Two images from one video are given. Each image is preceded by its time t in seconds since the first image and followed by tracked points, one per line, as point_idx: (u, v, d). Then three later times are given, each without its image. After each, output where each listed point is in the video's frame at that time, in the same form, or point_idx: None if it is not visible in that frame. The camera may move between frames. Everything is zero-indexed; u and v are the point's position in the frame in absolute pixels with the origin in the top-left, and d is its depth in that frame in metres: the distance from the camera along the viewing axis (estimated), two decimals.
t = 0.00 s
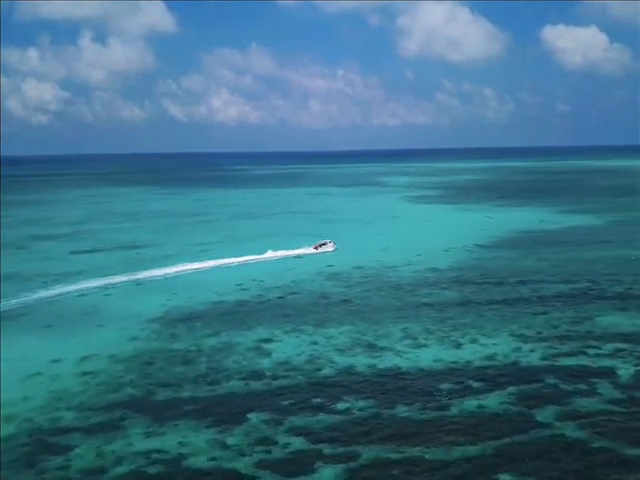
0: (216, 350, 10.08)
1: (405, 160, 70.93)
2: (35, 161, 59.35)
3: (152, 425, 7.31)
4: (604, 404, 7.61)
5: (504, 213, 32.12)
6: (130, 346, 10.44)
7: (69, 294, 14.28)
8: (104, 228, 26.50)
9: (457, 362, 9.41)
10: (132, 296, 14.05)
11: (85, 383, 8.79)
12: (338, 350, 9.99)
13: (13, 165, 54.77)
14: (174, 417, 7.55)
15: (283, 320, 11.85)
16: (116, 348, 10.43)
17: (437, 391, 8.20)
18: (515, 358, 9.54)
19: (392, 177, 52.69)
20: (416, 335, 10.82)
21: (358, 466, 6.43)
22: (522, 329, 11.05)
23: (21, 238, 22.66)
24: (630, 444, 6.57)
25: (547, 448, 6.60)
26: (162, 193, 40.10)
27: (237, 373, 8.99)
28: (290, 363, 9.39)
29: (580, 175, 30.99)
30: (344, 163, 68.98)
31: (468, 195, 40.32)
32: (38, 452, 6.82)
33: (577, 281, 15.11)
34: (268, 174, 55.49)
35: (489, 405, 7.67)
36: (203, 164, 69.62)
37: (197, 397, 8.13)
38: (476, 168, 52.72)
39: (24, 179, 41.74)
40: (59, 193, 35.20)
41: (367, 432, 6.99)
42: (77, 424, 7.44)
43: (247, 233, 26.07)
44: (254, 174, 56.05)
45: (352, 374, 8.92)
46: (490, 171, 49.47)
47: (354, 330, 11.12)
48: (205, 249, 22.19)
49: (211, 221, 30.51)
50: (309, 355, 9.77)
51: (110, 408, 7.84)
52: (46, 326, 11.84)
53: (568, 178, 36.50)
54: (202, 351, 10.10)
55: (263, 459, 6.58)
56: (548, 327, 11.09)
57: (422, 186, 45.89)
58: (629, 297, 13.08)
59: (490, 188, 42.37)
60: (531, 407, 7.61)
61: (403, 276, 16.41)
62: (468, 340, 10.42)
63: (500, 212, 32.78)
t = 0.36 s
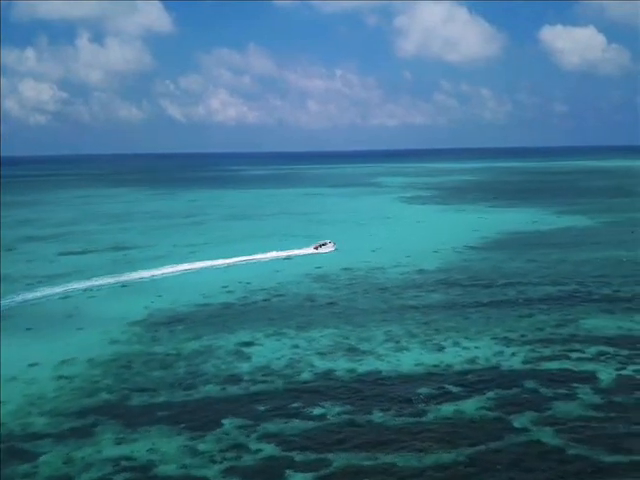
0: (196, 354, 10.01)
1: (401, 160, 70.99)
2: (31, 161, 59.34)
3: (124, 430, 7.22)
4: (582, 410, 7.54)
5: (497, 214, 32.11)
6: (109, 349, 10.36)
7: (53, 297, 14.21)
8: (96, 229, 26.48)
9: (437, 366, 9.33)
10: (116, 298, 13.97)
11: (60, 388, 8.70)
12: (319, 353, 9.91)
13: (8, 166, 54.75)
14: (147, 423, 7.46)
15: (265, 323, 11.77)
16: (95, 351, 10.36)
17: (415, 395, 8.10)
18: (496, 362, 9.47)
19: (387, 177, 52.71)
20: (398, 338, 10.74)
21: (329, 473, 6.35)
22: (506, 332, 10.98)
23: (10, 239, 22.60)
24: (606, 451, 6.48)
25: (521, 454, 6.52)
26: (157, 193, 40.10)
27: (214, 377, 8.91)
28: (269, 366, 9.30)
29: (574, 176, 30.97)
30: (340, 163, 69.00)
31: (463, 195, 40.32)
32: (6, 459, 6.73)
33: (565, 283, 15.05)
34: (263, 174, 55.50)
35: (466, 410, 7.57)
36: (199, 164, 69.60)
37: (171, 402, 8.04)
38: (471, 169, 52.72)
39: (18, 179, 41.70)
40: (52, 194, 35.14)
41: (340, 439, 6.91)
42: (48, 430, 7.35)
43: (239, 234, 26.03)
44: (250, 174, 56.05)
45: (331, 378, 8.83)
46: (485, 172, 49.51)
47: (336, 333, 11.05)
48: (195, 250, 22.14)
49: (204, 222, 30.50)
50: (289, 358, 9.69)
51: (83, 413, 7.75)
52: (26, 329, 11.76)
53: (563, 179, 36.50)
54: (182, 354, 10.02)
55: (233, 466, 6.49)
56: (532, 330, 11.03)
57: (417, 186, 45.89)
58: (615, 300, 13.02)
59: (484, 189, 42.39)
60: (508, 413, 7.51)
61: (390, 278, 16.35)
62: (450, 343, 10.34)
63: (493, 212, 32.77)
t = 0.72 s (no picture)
0: (175, 357, 9.92)
1: (397, 160, 71.00)
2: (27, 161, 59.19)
3: (94, 435, 7.14)
4: (558, 414, 7.47)
5: (490, 214, 32.08)
6: (88, 353, 10.26)
7: (36, 299, 14.11)
8: (88, 229, 26.40)
9: (416, 369, 9.26)
10: (99, 301, 13.88)
11: (34, 391, 8.62)
12: (298, 356, 9.83)
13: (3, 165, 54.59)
14: (119, 428, 7.38)
15: (247, 325, 11.69)
16: (73, 354, 10.28)
17: (391, 399, 8.02)
18: (476, 365, 9.40)
19: (383, 177, 52.66)
20: (379, 340, 10.66)
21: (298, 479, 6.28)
22: (488, 334, 10.91)
23: None
24: (580, 458, 6.42)
25: (493, 461, 6.46)
26: (151, 193, 40.01)
27: (191, 381, 8.82)
28: (247, 370, 9.22)
29: (567, 176, 30.93)
30: (336, 163, 68.98)
31: (457, 195, 40.27)
32: None
33: (552, 285, 15.00)
34: (259, 174, 55.47)
35: (442, 414, 7.49)
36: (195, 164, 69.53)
37: (145, 407, 7.96)
38: (467, 169, 52.66)
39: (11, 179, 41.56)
40: (45, 194, 35.01)
41: (312, 444, 6.83)
42: (18, 435, 7.26)
43: (230, 234, 25.95)
44: (246, 174, 56.00)
45: (308, 381, 8.76)
46: (480, 172, 49.50)
47: (318, 336, 10.96)
48: (185, 251, 22.07)
49: (197, 223, 30.41)
50: (268, 361, 9.61)
51: (54, 417, 7.68)
52: (6, 331, 11.67)
53: (557, 179, 36.50)
54: (160, 358, 9.93)
55: (202, 472, 6.41)
56: (514, 333, 10.96)
57: (412, 186, 45.82)
58: (601, 303, 12.96)
59: (479, 189, 42.35)
60: (484, 417, 7.44)
61: (377, 279, 16.29)
62: (432, 346, 10.27)
63: (487, 212, 32.74)
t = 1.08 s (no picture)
0: (155, 360, 9.83)
1: (394, 160, 70.97)
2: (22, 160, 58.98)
3: (68, 441, 7.09)
4: (539, 419, 7.40)
5: (484, 214, 32.03)
6: (68, 357, 10.18)
7: (21, 301, 14.02)
8: (81, 229, 26.31)
9: (399, 372, 9.18)
10: (84, 303, 13.79)
11: (11, 395, 8.53)
12: (280, 359, 9.75)
13: None
14: (93, 432, 7.31)
15: (231, 327, 11.60)
16: (54, 357, 10.20)
17: (370, 404, 7.95)
18: (459, 368, 9.31)
19: (379, 178, 52.57)
20: (363, 343, 10.58)
21: None
22: (473, 337, 10.83)
23: None
24: (556, 464, 6.38)
25: (469, 467, 6.40)
26: (146, 193, 39.89)
27: (170, 385, 8.74)
28: (228, 374, 9.14)
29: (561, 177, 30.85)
30: (333, 163, 68.88)
31: (452, 195, 40.21)
32: None
33: (540, 287, 14.94)
34: (255, 174, 55.35)
35: (420, 419, 7.42)
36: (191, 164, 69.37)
37: (121, 411, 7.89)
38: (464, 169, 52.55)
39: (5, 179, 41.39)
40: (38, 194, 34.86)
41: (287, 449, 6.77)
42: None
43: (222, 235, 25.85)
44: (242, 174, 55.89)
45: (288, 385, 8.68)
46: (475, 172, 49.44)
47: (302, 338, 10.88)
48: (176, 252, 21.96)
49: (190, 224, 30.30)
50: (250, 364, 9.53)
51: (29, 422, 7.61)
52: None
53: (551, 180, 36.47)
54: (141, 361, 9.84)
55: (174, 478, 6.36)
56: (500, 335, 10.89)
57: (407, 186, 45.73)
58: (588, 306, 12.89)
59: (474, 189, 42.30)
60: (462, 421, 7.37)
61: (366, 281, 16.23)
62: (416, 349, 10.20)
63: (480, 213, 32.70)
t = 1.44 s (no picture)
0: (133, 363, 9.74)
1: (390, 160, 70.74)
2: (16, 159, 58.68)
3: (37, 447, 7.11)
4: (515, 424, 7.32)
5: (477, 215, 31.88)
6: (46, 359, 10.08)
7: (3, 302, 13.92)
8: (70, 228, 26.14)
9: (378, 376, 9.09)
10: (67, 305, 13.69)
11: None
12: (259, 362, 9.64)
13: None
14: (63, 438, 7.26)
15: (212, 330, 11.51)
16: (31, 360, 10.09)
17: (347, 409, 7.86)
18: (439, 371, 9.22)
19: (374, 178, 52.35)
20: (344, 346, 10.49)
21: None
22: (456, 340, 10.74)
23: None
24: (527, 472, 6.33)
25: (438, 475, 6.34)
26: (138, 192, 39.72)
27: (146, 389, 8.65)
28: (205, 377, 9.05)
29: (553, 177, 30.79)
30: (329, 163, 68.64)
31: (446, 195, 40.05)
32: None
33: (527, 289, 14.84)
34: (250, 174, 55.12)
35: (395, 424, 7.35)
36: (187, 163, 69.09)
37: (94, 416, 7.80)
38: (458, 168, 52.47)
39: None
40: (29, 193, 34.67)
41: (257, 457, 6.72)
42: None
43: (212, 236, 25.69)
44: (237, 174, 55.66)
45: (265, 388, 8.58)
46: (470, 172, 49.24)
47: (283, 341, 10.78)
48: (165, 253, 21.82)
49: (181, 224, 30.16)
50: (228, 368, 9.43)
51: None
52: None
53: (545, 180, 36.30)
54: (119, 364, 9.75)
55: None
56: (482, 338, 10.80)
57: (402, 187, 45.55)
58: (573, 308, 12.81)
59: (468, 188, 42.13)
60: (437, 427, 7.29)
61: (353, 282, 16.12)
62: (397, 352, 10.11)
63: (473, 213, 32.55)
